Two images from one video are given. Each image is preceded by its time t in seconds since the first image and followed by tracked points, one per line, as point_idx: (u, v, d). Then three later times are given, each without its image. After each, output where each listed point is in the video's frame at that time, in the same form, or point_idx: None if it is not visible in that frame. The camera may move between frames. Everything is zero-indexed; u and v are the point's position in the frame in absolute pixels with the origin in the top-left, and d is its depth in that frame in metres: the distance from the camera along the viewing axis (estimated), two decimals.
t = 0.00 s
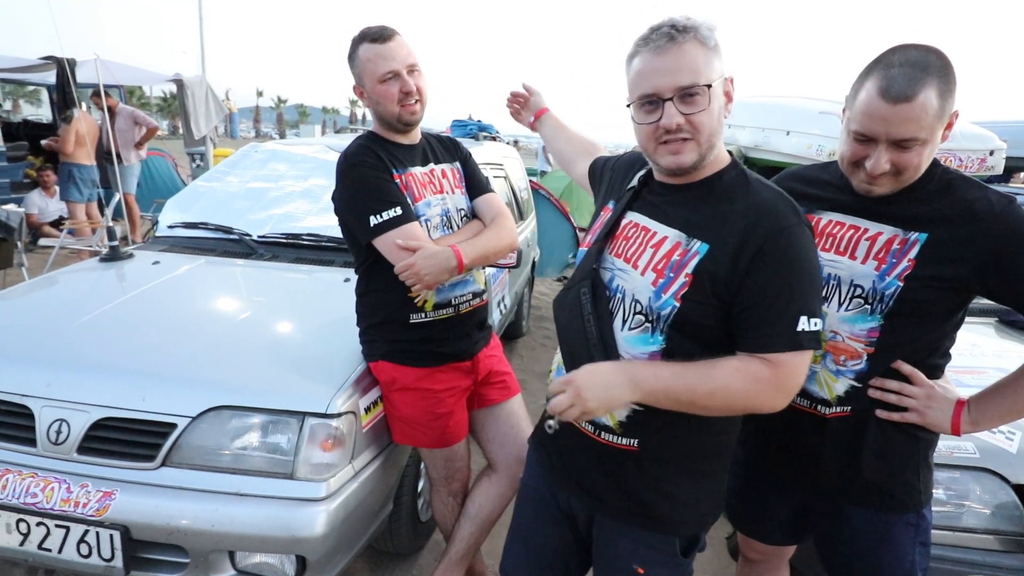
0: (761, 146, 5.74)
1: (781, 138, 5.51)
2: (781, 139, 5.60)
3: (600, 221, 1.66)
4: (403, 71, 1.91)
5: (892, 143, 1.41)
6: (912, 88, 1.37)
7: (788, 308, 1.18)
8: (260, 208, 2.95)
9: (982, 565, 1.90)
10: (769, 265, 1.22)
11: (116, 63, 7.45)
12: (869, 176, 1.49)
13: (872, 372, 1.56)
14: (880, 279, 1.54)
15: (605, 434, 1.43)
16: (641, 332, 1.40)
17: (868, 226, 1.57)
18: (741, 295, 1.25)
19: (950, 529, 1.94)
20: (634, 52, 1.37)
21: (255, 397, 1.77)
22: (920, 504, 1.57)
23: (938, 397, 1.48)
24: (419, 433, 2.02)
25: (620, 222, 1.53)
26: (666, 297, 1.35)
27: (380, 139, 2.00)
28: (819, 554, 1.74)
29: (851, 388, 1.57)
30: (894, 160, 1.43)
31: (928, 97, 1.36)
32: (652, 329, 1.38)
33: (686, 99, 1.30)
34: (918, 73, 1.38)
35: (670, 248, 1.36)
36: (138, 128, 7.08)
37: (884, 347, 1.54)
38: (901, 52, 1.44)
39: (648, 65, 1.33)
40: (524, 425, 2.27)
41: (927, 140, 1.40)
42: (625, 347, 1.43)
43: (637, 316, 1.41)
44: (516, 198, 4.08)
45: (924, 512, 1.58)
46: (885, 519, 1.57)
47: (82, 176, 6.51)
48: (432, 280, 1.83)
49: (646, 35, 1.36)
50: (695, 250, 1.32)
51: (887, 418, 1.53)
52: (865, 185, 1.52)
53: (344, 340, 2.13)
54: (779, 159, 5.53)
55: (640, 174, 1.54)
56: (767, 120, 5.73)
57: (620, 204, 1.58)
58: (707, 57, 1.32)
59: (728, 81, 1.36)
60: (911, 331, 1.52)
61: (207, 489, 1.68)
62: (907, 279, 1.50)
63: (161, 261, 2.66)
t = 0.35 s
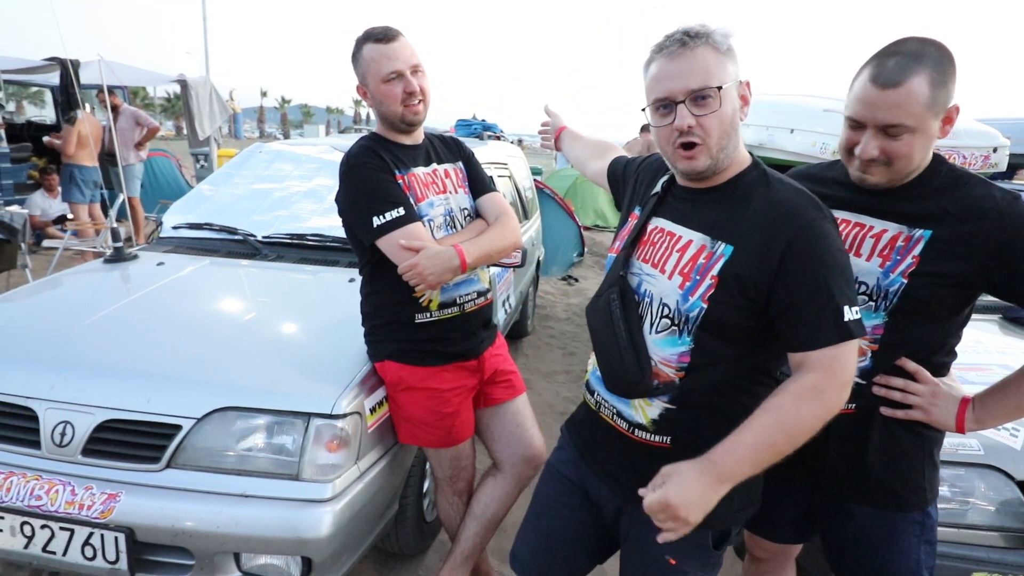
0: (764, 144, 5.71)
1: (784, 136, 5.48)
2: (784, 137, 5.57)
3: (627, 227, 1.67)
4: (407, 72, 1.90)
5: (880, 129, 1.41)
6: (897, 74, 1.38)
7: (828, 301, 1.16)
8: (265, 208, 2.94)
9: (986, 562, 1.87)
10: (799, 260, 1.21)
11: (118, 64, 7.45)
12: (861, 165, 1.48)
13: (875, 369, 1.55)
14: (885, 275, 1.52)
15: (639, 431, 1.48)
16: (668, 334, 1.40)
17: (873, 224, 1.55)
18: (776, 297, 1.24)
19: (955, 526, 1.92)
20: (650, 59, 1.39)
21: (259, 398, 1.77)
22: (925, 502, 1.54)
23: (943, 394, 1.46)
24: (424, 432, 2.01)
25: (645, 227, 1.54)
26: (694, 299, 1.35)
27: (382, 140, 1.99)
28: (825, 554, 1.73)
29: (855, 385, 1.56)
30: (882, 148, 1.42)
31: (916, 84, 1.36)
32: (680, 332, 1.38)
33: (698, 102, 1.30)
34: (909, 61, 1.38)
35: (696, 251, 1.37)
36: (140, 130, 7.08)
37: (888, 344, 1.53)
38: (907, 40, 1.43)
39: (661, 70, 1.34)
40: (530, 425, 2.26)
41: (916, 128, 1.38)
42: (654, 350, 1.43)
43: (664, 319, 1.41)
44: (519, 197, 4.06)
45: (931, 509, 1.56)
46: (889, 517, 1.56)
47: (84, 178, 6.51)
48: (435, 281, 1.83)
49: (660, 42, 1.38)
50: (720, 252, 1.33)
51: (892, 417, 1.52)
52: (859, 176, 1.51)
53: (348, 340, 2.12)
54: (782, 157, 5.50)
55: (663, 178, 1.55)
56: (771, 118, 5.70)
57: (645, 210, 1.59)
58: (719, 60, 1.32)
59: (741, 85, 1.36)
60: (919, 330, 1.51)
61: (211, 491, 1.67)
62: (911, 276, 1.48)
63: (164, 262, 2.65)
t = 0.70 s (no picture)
0: (764, 147, 5.71)
1: (784, 140, 5.49)
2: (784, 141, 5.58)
3: (628, 233, 1.71)
4: (405, 78, 1.91)
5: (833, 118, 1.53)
6: (847, 68, 1.51)
7: (822, 297, 1.21)
8: (268, 215, 2.96)
9: (992, 565, 1.88)
10: (792, 259, 1.25)
11: (119, 71, 7.48)
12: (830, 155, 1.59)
13: (876, 372, 1.56)
14: (887, 279, 1.53)
15: (652, 429, 1.52)
16: (676, 335, 1.44)
17: (878, 227, 1.56)
18: (775, 292, 1.28)
19: (957, 528, 1.93)
20: (639, 72, 1.45)
21: (264, 404, 1.77)
22: (925, 504, 1.55)
23: (944, 398, 1.47)
24: (428, 437, 2.02)
25: (646, 232, 1.58)
26: (698, 300, 1.39)
27: (384, 146, 2.00)
28: (827, 556, 1.74)
29: (856, 387, 1.58)
30: (832, 134, 1.53)
31: (857, 75, 1.47)
32: (687, 332, 1.42)
33: (690, 107, 1.35)
34: (864, 57, 1.49)
35: (696, 253, 1.41)
36: (140, 137, 7.09)
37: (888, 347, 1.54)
38: (886, 42, 1.49)
39: (651, 80, 1.40)
40: (533, 430, 2.26)
41: (851, 115, 1.47)
42: (663, 351, 1.47)
43: (671, 321, 1.45)
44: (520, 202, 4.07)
45: (932, 513, 1.57)
46: (888, 519, 1.57)
47: (84, 185, 6.53)
48: (440, 285, 1.85)
49: (649, 55, 1.44)
50: (719, 253, 1.36)
51: (891, 420, 1.53)
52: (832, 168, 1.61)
53: (351, 345, 2.13)
54: (782, 160, 5.50)
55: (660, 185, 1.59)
56: (771, 121, 5.71)
57: (645, 215, 1.63)
58: (707, 66, 1.37)
59: (730, 89, 1.41)
60: (922, 333, 1.52)
61: (216, 496, 1.68)
62: (913, 280, 1.50)
63: (168, 269, 2.66)
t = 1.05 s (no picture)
0: (759, 147, 5.73)
1: (779, 140, 5.51)
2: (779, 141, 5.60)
3: (617, 235, 1.74)
4: (417, 82, 1.91)
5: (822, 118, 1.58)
6: (834, 71, 1.56)
7: (804, 286, 1.25)
8: (262, 215, 2.94)
9: (983, 558, 1.89)
10: (772, 252, 1.29)
11: (110, 71, 7.42)
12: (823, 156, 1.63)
13: (865, 368, 1.57)
14: (877, 275, 1.54)
15: (652, 423, 1.57)
16: (665, 335, 1.49)
17: (871, 224, 1.57)
18: (756, 286, 1.33)
19: (952, 525, 1.94)
20: (606, 93, 1.48)
21: (260, 405, 1.76)
22: (917, 501, 1.56)
23: (933, 396, 1.47)
24: (425, 437, 2.01)
25: (634, 236, 1.62)
26: (682, 301, 1.44)
27: (376, 146, 1.99)
28: (824, 552, 1.75)
29: (844, 382, 1.59)
30: (819, 135, 1.58)
31: (840, 77, 1.52)
32: (675, 332, 1.47)
33: (657, 126, 1.38)
34: (849, 60, 1.53)
35: (678, 255, 1.45)
36: (133, 137, 7.03)
37: (879, 345, 1.55)
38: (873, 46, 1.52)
39: (616, 105, 1.44)
40: (529, 428, 2.26)
41: (831, 115, 1.52)
42: (655, 350, 1.52)
43: (659, 321, 1.50)
44: (516, 202, 4.08)
45: (924, 508, 1.57)
46: (881, 515, 1.57)
47: (76, 185, 6.48)
48: (438, 283, 1.84)
49: (613, 76, 1.47)
50: (699, 254, 1.41)
51: (882, 417, 1.54)
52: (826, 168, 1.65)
53: (348, 346, 2.12)
54: (776, 160, 5.53)
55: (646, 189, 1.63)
56: (765, 121, 5.73)
57: (632, 218, 1.67)
58: (671, 83, 1.40)
59: (696, 98, 1.43)
60: (912, 328, 1.52)
61: (214, 498, 1.66)
62: (903, 276, 1.50)
63: (162, 270, 2.65)
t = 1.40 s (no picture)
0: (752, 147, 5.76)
1: (772, 139, 5.54)
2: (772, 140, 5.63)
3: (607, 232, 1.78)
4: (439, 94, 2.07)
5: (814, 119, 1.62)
6: (825, 73, 1.60)
7: (775, 272, 1.28)
8: (256, 216, 2.94)
9: (978, 556, 1.93)
10: (746, 239, 1.33)
11: (102, 70, 7.38)
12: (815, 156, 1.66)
13: (855, 364, 1.58)
14: (867, 272, 1.56)
15: (636, 412, 1.59)
16: (649, 324, 1.52)
17: (864, 222, 1.58)
18: (733, 274, 1.36)
19: (945, 521, 1.96)
20: (586, 99, 1.52)
21: (256, 405, 1.76)
22: (908, 498, 1.57)
23: (924, 394, 1.49)
24: (424, 436, 2.01)
25: (622, 231, 1.66)
26: (663, 289, 1.48)
27: (369, 147, 1.96)
28: (817, 548, 1.76)
29: (834, 378, 1.61)
30: (810, 135, 1.61)
31: (830, 77, 1.56)
32: (658, 320, 1.50)
33: (634, 131, 1.43)
34: (839, 61, 1.57)
35: (660, 246, 1.50)
36: (126, 138, 6.99)
37: (870, 342, 1.56)
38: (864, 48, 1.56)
39: (596, 111, 1.48)
40: (525, 426, 2.27)
41: (821, 114, 1.55)
42: (639, 340, 1.55)
43: (643, 311, 1.53)
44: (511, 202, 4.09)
45: (914, 507, 1.59)
46: (873, 511, 1.59)
47: (67, 186, 6.43)
48: (445, 284, 1.88)
49: (592, 82, 1.51)
50: (679, 244, 1.45)
51: (872, 414, 1.56)
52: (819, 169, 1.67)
53: (344, 346, 2.12)
54: (770, 159, 5.56)
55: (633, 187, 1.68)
56: (758, 121, 5.76)
57: (621, 214, 1.71)
58: (646, 89, 1.43)
59: (673, 99, 1.46)
60: (904, 327, 1.53)
61: (210, 499, 1.66)
62: (892, 274, 1.52)
63: (155, 270, 2.64)
